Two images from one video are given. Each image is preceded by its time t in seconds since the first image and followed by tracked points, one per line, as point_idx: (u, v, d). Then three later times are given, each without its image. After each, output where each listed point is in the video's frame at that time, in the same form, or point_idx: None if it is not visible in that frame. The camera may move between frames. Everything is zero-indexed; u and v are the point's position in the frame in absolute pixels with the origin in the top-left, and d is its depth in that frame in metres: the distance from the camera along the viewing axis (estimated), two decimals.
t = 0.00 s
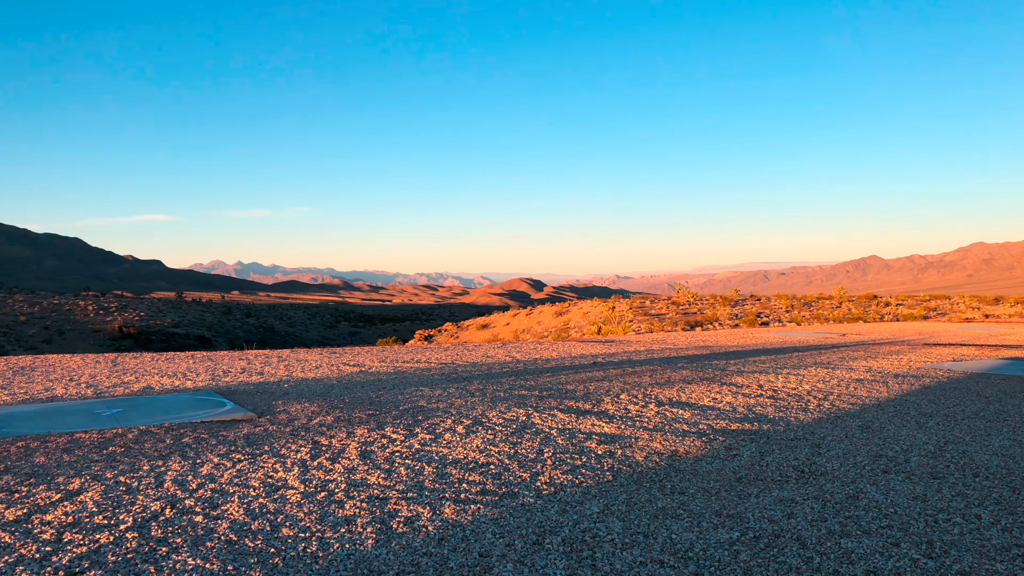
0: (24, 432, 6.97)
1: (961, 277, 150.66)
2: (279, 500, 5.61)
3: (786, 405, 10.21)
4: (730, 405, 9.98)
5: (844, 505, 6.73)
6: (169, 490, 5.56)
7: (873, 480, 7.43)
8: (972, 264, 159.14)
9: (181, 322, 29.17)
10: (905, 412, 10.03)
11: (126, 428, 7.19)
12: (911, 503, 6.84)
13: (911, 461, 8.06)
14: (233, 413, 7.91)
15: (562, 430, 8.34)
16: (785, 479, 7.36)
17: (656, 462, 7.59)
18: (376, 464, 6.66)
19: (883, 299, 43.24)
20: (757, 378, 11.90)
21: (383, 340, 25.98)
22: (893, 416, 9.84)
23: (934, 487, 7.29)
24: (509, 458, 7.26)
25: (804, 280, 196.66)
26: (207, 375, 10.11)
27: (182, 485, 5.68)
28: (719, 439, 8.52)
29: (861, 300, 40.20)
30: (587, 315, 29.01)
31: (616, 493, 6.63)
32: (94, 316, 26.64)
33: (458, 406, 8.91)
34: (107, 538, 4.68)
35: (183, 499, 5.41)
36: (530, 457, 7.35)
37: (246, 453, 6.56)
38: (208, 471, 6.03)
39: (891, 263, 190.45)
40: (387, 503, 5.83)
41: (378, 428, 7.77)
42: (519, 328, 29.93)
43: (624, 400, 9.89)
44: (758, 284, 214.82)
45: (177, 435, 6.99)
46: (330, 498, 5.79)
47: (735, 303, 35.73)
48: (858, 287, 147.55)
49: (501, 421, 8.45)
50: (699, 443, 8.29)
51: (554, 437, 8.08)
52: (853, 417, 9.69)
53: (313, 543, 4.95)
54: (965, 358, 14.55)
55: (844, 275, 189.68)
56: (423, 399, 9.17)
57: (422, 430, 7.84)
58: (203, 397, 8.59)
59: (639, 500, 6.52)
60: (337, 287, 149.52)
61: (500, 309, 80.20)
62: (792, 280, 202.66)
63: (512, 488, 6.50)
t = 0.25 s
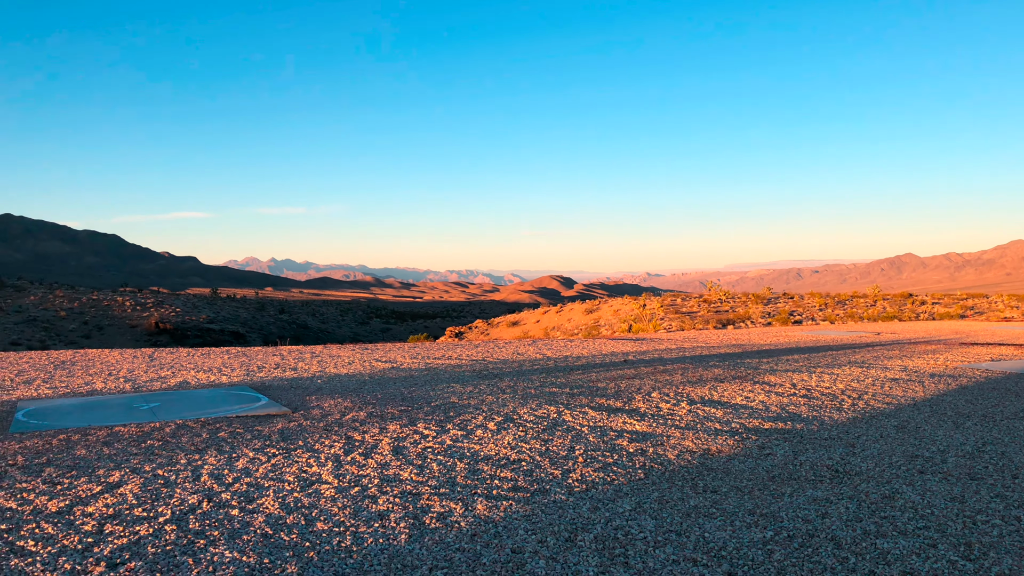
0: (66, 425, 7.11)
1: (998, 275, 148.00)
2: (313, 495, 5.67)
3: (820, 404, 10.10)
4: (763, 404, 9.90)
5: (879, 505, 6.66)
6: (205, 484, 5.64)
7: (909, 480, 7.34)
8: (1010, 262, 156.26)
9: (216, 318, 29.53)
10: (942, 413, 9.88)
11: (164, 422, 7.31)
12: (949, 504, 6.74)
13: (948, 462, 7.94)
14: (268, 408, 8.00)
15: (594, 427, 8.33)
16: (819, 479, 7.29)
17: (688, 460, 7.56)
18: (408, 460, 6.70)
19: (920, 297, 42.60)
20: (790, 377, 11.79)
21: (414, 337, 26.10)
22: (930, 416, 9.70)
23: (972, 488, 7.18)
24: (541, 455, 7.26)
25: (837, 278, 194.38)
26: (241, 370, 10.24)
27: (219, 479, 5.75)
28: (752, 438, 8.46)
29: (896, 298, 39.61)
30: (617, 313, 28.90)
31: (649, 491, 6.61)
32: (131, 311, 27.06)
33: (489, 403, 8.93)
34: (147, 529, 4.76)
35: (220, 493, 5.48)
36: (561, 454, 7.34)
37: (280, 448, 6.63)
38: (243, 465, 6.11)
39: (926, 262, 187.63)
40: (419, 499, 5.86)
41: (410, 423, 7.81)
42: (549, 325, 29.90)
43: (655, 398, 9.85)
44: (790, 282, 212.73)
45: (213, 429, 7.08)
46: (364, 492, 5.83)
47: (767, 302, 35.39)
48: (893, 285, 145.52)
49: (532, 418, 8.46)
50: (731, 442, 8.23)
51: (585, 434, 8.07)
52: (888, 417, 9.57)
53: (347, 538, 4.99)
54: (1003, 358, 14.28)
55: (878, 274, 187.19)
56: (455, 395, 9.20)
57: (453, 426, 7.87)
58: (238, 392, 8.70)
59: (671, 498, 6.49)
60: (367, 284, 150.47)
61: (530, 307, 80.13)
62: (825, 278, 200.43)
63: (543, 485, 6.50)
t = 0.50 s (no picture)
0: (109, 419, 7.25)
1: None
2: (349, 490, 5.72)
3: (857, 404, 9.97)
4: (798, 404, 9.80)
5: (918, 507, 6.56)
6: (244, 478, 5.72)
7: (949, 482, 7.22)
8: None
9: (252, 314, 29.88)
10: (983, 414, 9.71)
11: (203, 416, 7.42)
12: (990, 507, 6.63)
13: (989, 464, 7.80)
14: (304, 403, 8.08)
15: (627, 426, 8.30)
16: (857, 480, 7.20)
17: (723, 460, 7.51)
18: (443, 456, 6.73)
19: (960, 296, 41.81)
20: (826, 377, 11.66)
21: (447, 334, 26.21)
22: (970, 417, 9.53)
23: (1014, 491, 7.05)
24: (574, 453, 7.26)
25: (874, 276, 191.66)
26: (278, 366, 10.36)
27: (257, 473, 5.83)
28: (787, 437, 8.38)
29: (936, 297, 38.93)
30: (651, 311, 28.74)
31: (683, 491, 6.58)
32: (170, 307, 27.50)
33: (522, 401, 8.94)
34: (187, 522, 4.84)
35: (258, 487, 5.55)
36: (595, 452, 7.33)
37: (316, 443, 6.70)
38: (281, 460, 6.18)
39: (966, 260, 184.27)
40: (454, 495, 5.89)
41: (444, 420, 7.85)
42: (581, 323, 29.82)
43: (690, 397, 9.80)
44: (825, 280, 210.16)
45: (251, 424, 7.18)
46: (399, 488, 5.87)
47: (802, 300, 34.97)
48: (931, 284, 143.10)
49: (565, 416, 8.46)
50: (767, 442, 8.17)
51: (619, 433, 8.05)
52: (927, 418, 9.42)
53: (383, 533, 5.04)
54: None
55: (916, 272, 184.27)
56: (488, 392, 9.23)
57: (487, 423, 7.89)
58: (274, 387, 8.80)
59: (706, 498, 6.46)
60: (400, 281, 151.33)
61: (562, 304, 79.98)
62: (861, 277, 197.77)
63: (577, 483, 6.50)
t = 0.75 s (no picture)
0: (147, 414, 7.36)
1: None
2: (383, 486, 5.76)
3: (893, 404, 9.83)
4: (834, 403, 9.70)
5: (957, 508, 6.45)
6: (280, 473, 5.78)
7: (989, 483, 7.10)
8: None
9: (286, 311, 30.18)
10: None
11: (238, 413, 7.50)
12: None
13: None
14: (339, 400, 8.15)
15: (660, 425, 8.26)
16: (894, 481, 7.11)
17: (758, 459, 7.44)
18: (475, 453, 6.76)
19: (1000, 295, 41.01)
20: (862, 376, 11.52)
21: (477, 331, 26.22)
22: (1011, 418, 9.35)
23: None
24: (607, 451, 7.24)
25: (911, 274, 188.79)
26: (313, 363, 10.46)
27: (293, 469, 5.89)
28: (823, 437, 8.29)
29: (975, 297, 38.23)
30: (683, 310, 28.56)
31: (717, 490, 6.54)
32: (206, 304, 27.86)
33: (555, 399, 8.93)
34: (226, 516, 4.90)
35: (293, 483, 5.61)
36: (628, 450, 7.31)
37: (350, 440, 6.75)
38: (316, 456, 6.24)
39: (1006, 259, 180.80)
40: (486, 493, 5.90)
41: (477, 418, 7.87)
42: (613, 322, 29.72)
43: (723, 396, 9.73)
44: (860, 279, 207.39)
45: (286, 420, 7.24)
46: (432, 485, 5.90)
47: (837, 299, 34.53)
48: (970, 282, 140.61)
49: (598, 414, 8.45)
50: (802, 441, 8.09)
51: (652, 432, 8.01)
52: (966, 418, 9.26)
53: (417, 529, 5.06)
54: None
55: (955, 271, 181.15)
56: (520, 390, 9.23)
57: (520, 421, 7.90)
58: (309, 384, 8.89)
59: (740, 497, 6.42)
60: (431, 278, 151.95)
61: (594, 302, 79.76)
62: (898, 275, 194.85)
63: (609, 481, 6.48)
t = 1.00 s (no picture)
0: (182, 410, 7.46)
1: None
2: (414, 481, 5.80)
3: (928, 402, 9.70)
4: (867, 402, 9.59)
5: (994, 508, 6.35)
6: (312, 469, 5.83)
7: None
8: None
9: (317, 308, 30.44)
10: None
11: (271, 408, 7.58)
12: None
13: None
14: (370, 396, 8.20)
15: (691, 422, 8.23)
16: (929, 480, 7.01)
17: (789, 457, 7.38)
18: (506, 450, 6.77)
19: None
20: (896, 374, 11.38)
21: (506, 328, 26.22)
22: None
23: None
24: (637, 449, 7.22)
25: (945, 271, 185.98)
26: (344, 359, 10.54)
27: (325, 465, 5.94)
28: (856, 436, 8.20)
29: (1012, 293, 37.52)
30: (713, 307, 28.37)
31: (749, 488, 6.49)
32: (238, 302, 28.18)
33: (584, 396, 8.92)
34: (259, 511, 4.96)
35: (325, 478, 5.66)
36: (658, 448, 7.29)
37: (381, 436, 6.79)
38: (347, 451, 6.29)
39: None
40: (517, 489, 5.91)
41: (506, 414, 7.89)
42: (642, 319, 29.58)
43: (754, 394, 9.66)
44: (893, 276, 204.70)
45: (318, 416, 7.31)
46: (463, 481, 5.92)
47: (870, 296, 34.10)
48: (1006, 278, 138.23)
49: (628, 411, 8.43)
50: (834, 440, 8.01)
51: (682, 429, 7.98)
52: (1003, 417, 9.11)
53: (448, 525, 5.08)
54: None
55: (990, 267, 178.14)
56: (549, 387, 9.23)
57: (550, 418, 7.90)
58: (340, 380, 8.95)
59: (772, 495, 6.37)
60: (460, 276, 152.36)
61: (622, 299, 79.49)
62: (932, 272, 192.01)
63: (639, 479, 6.46)
